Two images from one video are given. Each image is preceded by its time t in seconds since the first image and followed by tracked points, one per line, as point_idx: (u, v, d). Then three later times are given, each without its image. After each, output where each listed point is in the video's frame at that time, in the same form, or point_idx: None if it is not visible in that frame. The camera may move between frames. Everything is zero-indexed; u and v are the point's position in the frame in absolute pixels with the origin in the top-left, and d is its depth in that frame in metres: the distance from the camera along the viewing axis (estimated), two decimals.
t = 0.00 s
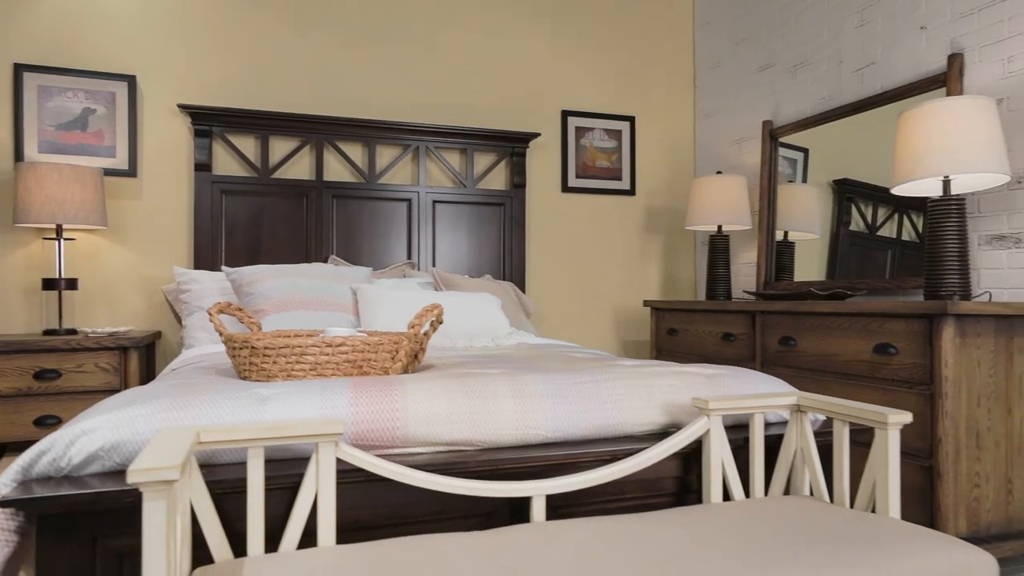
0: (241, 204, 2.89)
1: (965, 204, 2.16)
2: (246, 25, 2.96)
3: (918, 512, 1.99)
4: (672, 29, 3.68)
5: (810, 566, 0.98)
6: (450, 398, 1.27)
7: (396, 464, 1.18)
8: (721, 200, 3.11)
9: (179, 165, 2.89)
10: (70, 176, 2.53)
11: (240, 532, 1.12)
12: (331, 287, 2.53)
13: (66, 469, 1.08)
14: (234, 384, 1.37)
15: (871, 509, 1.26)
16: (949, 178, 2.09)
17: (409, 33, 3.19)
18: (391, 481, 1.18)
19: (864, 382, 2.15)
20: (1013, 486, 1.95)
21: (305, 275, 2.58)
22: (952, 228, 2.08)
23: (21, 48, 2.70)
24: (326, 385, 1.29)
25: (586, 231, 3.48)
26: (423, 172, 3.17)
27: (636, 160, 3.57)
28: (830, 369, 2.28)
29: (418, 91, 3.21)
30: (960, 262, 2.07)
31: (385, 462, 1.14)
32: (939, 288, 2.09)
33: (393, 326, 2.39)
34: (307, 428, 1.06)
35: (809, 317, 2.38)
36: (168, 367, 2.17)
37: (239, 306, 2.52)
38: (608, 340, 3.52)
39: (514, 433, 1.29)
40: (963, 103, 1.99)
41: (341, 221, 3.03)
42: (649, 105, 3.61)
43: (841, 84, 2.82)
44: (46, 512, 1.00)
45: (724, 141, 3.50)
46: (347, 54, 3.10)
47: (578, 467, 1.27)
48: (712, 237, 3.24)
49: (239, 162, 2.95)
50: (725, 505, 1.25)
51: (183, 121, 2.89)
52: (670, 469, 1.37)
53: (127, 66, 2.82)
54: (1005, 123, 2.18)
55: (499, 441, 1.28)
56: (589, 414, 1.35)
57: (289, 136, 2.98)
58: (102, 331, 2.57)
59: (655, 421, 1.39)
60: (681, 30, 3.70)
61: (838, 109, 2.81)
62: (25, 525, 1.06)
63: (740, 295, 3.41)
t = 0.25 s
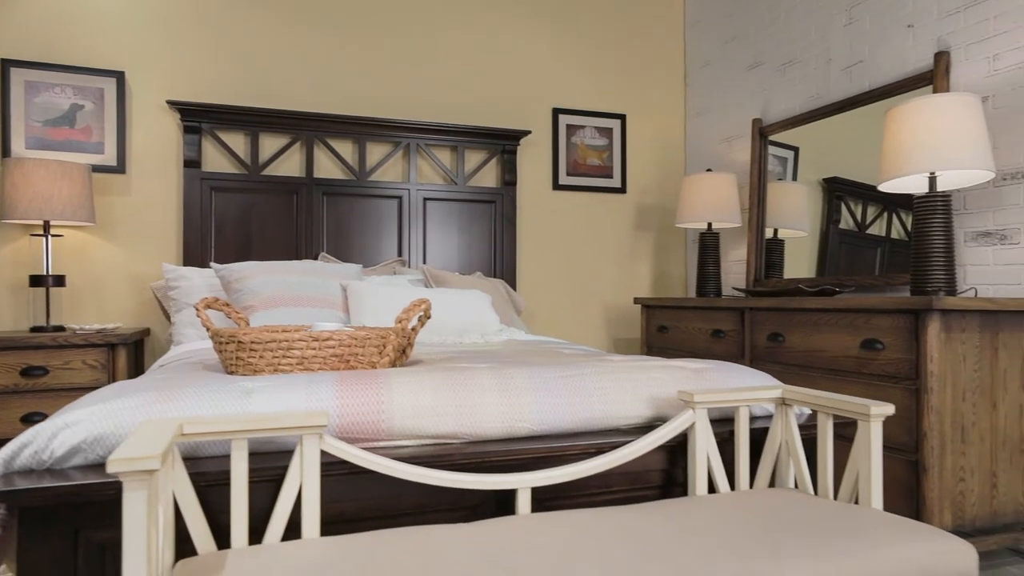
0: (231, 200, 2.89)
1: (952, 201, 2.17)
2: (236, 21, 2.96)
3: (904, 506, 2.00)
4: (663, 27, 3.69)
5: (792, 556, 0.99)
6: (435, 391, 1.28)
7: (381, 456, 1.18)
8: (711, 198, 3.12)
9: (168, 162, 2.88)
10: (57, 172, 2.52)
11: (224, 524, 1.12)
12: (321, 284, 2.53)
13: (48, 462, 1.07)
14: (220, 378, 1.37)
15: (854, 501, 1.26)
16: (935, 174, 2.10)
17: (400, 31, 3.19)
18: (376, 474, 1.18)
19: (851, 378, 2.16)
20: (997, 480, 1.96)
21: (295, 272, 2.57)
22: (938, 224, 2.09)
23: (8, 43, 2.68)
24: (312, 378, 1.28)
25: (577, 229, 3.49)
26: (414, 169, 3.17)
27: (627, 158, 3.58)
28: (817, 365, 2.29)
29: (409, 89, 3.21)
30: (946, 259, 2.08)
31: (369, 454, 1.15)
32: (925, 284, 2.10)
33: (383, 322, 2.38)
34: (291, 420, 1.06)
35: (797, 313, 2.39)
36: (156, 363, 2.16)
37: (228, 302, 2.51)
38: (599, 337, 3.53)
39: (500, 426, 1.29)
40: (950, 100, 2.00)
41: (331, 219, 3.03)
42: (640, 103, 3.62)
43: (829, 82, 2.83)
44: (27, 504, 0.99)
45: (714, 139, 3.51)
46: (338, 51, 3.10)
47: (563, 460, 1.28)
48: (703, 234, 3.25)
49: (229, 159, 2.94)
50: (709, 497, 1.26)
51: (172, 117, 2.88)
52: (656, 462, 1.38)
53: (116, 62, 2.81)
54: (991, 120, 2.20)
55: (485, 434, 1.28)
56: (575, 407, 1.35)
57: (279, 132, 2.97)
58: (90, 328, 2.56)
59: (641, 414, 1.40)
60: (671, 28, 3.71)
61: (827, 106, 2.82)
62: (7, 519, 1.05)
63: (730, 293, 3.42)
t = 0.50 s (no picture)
0: (221, 197, 2.87)
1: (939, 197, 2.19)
2: (226, 17, 2.95)
3: (891, 500, 2.01)
4: (655, 25, 3.70)
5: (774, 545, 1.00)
6: (422, 384, 1.28)
7: (367, 448, 1.18)
8: (701, 196, 3.14)
9: (158, 158, 2.87)
10: (45, 168, 2.50)
11: (209, 516, 1.12)
12: (311, 281, 2.53)
13: (31, 454, 1.07)
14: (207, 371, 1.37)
15: (838, 492, 1.27)
16: (922, 171, 2.12)
17: (391, 28, 3.19)
18: (362, 466, 1.18)
19: (839, 373, 2.17)
20: (983, 475, 1.98)
21: (285, 269, 2.57)
22: (925, 221, 2.11)
23: None
24: (298, 371, 1.28)
25: (569, 226, 3.49)
26: (405, 166, 3.16)
27: (618, 155, 3.59)
28: (806, 361, 2.31)
29: (400, 86, 3.21)
30: (932, 255, 2.10)
31: (355, 446, 1.14)
32: (912, 280, 2.12)
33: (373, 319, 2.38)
34: (276, 411, 1.06)
35: (785, 310, 2.40)
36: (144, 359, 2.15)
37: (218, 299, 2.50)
38: (590, 335, 3.54)
39: (487, 419, 1.29)
40: (937, 97, 2.02)
41: (322, 216, 3.02)
42: (631, 101, 3.63)
43: (819, 80, 2.85)
44: (9, 496, 0.99)
45: (705, 137, 3.53)
46: (329, 48, 3.10)
47: (550, 452, 1.28)
48: (693, 232, 3.27)
49: (219, 155, 2.93)
50: (695, 488, 1.26)
51: (162, 113, 2.87)
52: (643, 455, 1.38)
53: (105, 58, 2.80)
54: (977, 117, 2.22)
55: (471, 426, 1.28)
56: (562, 400, 1.36)
57: (269, 129, 2.97)
58: (79, 325, 2.55)
59: (627, 407, 1.40)
60: (663, 27, 3.72)
61: (817, 104, 2.84)
62: None
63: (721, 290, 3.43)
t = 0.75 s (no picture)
0: (212, 193, 2.87)
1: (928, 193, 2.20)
2: (217, 14, 2.94)
3: (879, 495, 2.03)
4: (647, 23, 3.71)
5: (758, 535, 1.00)
6: (410, 376, 1.28)
7: (354, 440, 1.18)
8: (693, 193, 3.14)
9: (149, 154, 2.86)
10: (34, 164, 2.49)
11: (195, 508, 1.12)
12: (302, 276, 2.52)
13: (16, 446, 1.07)
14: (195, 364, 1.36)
15: (824, 484, 1.28)
16: (910, 166, 2.13)
17: (383, 25, 3.19)
18: (349, 458, 1.19)
19: (829, 368, 2.18)
20: (970, 468, 1.99)
21: (276, 265, 2.57)
22: (914, 217, 2.12)
23: None
24: (285, 364, 1.28)
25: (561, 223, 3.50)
26: (398, 163, 3.16)
27: (610, 153, 3.59)
28: (796, 356, 2.31)
29: (392, 83, 3.21)
30: (921, 250, 2.11)
31: (342, 437, 1.14)
32: (901, 275, 2.13)
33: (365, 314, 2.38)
34: (263, 403, 1.06)
35: (775, 306, 2.41)
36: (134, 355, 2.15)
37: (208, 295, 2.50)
38: (582, 332, 3.54)
39: (474, 411, 1.30)
40: (926, 94, 2.03)
41: (314, 212, 3.02)
42: (624, 99, 3.63)
43: (810, 77, 2.86)
44: None
45: (697, 135, 3.54)
46: (320, 44, 3.10)
47: (537, 444, 1.28)
48: (685, 229, 3.28)
49: (210, 151, 2.92)
50: (681, 480, 1.27)
51: (153, 109, 2.86)
52: (630, 448, 1.39)
53: (95, 54, 2.78)
54: (965, 113, 2.23)
55: (459, 418, 1.28)
56: (550, 393, 1.36)
57: (261, 126, 2.96)
58: (69, 321, 2.54)
59: (615, 400, 1.41)
60: (655, 25, 3.72)
61: (808, 101, 2.85)
62: None
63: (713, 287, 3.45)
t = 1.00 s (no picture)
0: (204, 189, 2.86)
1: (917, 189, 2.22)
2: (208, 10, 2.93)
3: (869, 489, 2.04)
4: (640, 21, 3.71)
5: (744, 525, 1.01)
6: (398, 369, 1.28)
7: (342, 432, 1.18)
8: (685, 190, 3.15)
9: (140, 151, 2.85)
10: (24, 159, 2.47)
11: (183, 500, 1.12)
12: (293, 273, 2.52)
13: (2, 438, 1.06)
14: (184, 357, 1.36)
15: (812, 476, 1.29)
16: (900, 162, 2.14)
17: (375, 22, 3.19)
18: (337, 451, 1.18)
19: (819, 364, 2.19)
20: (958, 463, 2.01)
21: (268, 261, 2.56)
22: (903, 213, 2.13)
23: None
24: (274, 357, 1.28)
25: (554, 221, 3.50)
26: (390, 160, 3.16)
27: (603, 150, 3.60)
28: (786, 352, 2.33)
29: (385, 80, 3.20)
30: (910, 247, 2.12)
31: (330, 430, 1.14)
32: (890, 271, 2.14)
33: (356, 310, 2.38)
34: (250, 395, 1.06)
35: (766, 301, 2.42)
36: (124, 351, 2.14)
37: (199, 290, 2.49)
38: (575, 329, 3.55)
39: (463, 404, 1.30)
40: (916, 90, 2.04)
41: (306, 209, 3.01)
42: (617, 97, 3.64)
43: (801, 74, 2.87)
44: None
45: (690, 132, 3.55)
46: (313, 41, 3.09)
47: (526, 437, 1.29)
48: (677, 226, 3.28)
49: (202, 148, 2.91)
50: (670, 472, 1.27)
51: (144, 106, 2.85)
52: (619, 441, 1.39)
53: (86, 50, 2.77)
54: (954, 110, 2.24)
55: (448, 411, 1.29)
56: (539, 386, 1.36)
57: (253, 122, 2.95)
58: (59, 318, 2.53)
59: (605, 393, 1.41)
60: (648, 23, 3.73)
61: (799, 98, 2.86)
62: None
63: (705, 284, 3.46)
